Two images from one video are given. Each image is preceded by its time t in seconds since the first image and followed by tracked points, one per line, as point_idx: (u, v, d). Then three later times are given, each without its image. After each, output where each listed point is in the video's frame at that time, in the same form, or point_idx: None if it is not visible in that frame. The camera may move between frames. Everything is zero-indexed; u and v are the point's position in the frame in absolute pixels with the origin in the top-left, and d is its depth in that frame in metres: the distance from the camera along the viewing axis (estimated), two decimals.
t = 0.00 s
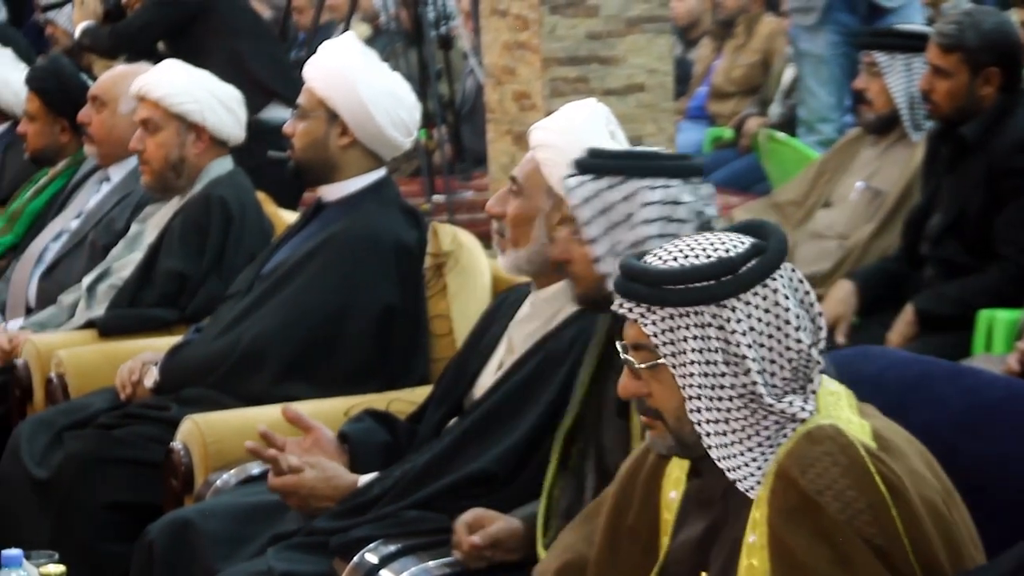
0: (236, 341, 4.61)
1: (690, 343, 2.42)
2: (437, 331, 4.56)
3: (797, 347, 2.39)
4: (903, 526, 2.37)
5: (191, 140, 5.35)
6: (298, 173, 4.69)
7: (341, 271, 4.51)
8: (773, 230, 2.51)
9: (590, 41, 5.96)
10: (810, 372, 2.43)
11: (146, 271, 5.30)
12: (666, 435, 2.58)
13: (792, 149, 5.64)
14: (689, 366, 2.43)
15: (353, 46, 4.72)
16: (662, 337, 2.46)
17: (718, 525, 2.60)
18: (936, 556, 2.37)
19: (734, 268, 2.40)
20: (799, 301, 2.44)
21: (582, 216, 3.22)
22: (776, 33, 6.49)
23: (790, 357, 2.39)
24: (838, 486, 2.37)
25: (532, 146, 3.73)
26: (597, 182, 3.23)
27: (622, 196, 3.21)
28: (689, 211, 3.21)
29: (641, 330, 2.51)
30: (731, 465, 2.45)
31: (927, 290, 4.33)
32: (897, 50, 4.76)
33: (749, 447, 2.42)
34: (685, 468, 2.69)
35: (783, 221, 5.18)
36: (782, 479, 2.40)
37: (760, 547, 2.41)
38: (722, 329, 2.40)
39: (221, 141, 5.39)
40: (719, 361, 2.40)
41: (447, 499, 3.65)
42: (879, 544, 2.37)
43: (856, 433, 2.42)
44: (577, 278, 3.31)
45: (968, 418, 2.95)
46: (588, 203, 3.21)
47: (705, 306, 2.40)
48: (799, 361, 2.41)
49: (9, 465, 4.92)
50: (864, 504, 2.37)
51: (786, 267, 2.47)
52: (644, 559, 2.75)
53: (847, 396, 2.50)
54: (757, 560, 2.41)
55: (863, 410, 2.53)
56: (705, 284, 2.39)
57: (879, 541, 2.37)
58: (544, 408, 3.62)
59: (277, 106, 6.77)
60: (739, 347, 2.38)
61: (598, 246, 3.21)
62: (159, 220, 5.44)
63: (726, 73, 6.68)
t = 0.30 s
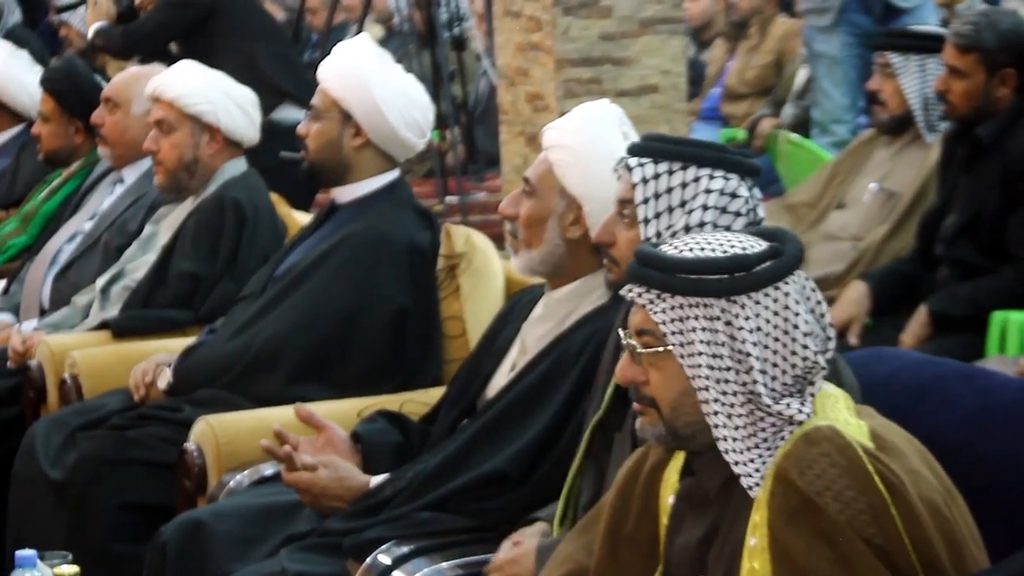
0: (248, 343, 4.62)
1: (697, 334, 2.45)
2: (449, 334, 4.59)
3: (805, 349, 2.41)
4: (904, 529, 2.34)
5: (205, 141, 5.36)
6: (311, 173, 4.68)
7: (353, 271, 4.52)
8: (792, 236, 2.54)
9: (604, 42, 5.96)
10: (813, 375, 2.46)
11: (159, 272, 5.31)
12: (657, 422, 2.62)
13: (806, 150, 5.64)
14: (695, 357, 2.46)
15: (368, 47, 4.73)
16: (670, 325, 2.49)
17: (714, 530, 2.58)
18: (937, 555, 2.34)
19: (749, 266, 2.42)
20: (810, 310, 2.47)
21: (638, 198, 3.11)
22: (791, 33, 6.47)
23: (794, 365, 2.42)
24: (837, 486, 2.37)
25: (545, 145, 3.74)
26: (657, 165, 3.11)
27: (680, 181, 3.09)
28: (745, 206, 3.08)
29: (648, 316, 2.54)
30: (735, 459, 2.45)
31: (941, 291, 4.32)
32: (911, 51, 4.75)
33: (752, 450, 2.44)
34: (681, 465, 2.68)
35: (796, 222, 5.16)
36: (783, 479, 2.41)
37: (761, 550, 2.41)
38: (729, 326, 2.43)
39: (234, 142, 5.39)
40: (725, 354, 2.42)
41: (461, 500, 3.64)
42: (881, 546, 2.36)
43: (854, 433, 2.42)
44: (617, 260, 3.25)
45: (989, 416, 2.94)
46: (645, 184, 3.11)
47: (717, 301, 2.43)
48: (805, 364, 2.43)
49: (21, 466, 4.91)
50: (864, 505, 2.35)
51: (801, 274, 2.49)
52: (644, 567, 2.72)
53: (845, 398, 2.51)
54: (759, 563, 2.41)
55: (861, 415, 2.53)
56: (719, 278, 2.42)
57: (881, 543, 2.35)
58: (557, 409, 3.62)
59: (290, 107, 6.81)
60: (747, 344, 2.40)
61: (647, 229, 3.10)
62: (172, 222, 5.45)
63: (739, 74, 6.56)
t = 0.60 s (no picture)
0: (265, 343, 4.63)
1: (763, 315, 2.44)
2: (465, 334, 4.63)
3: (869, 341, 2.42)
4: (944, 532, 2.37)
5: (220, 142, 5.37)
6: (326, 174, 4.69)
7: (371, 272, 4.53)
8: (861, 229, 2.55)
9: (618, 44, 5.96)
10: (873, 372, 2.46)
11: (175, 273, 5.32)
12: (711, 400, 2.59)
13: (817, 151, 5.62)
14: (757, 340, 2.45)
15: (383, 48, 4.74)
16: (733, 303, 2.48)
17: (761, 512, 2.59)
18: (973, 554, 2.37)
19: (820, 253, 2.44)
20: (877, 303, 2.48)
21: (643, 202, 3.15)
22: (805, 34, 6.44)
23: (853, 356, 2.42)
24: (884, 487, 2.36)
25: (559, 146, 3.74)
26: (661, 167, 3.16)
27: (683, 181, 3.14)
28: (750, 203, 3.12)
29: (712, 293, 2.53)
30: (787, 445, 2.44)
31: (957, 293, 4.31)
32: (926, 52, 4.75)
33: (806, 436, 2.43)
34: (734, 448, 2.67)
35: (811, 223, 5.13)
36: (829, 474, 2.39)
37: (803, 541, 2.41)
38: (791, 311, 2.44)
39: (249, 143, 5.40)
40: (789, 339, 2.42)
41: (476, 500, 3.66)
42: (920, 547, 2.36)
43: (906, 434, 2.42)
44: (629, 263, 3.23)
45: (997, 417, 2.93)
46: (648, 187, 3.15)
47: (785, 285, 2.44)
48: (867, 358, 2.43)
49: (38, 465, 4.93)
50: (908, 506, 2.36)
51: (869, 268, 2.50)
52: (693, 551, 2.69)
53: (900, 399, 2.51)
54: (800, 555, 2.40)
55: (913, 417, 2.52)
56: (789, 263, 2.43)
57: (921, 544, 2.36)
58: (573, 411, 3.63)
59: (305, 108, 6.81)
60: (812, 331, 2.41)
61: (653, 231, 3.15)
62: (188, 223, 5.46)
63: (753, 75, 6.55)
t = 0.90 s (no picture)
0: (279, 344, 4.65)
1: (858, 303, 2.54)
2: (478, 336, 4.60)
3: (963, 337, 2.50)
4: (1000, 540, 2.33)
5: (233, 144, 5.38)
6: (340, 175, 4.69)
7: (385, 274, 4.54)
8: (964, 224, 2.62)
9: (631, 44, 5.96)
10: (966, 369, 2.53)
11: (187, 274, 5.32)
12: (803, 386, 2.66)
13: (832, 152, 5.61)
14: (851, 327, 2.55)
15: (396, 50, 4.73)
16: (830, 289, 2.58)
17: (825, 496, 2.67)
18: None
19: (925, 245, 2.53)
20: (975, 302, 2.55)
21: (661, 204, 3.17)
22: (818, 35, 6.41)
23: (945, 349, 2.50)
24: (942, 488, 2.34)
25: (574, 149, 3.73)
26: (679, 170, 3.18)
27: (701, 185, 3.16)
28: (767, 208, 3.14)
29: (808, 277, 2.63)
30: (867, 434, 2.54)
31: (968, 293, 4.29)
32: (938, 52, 4.76)
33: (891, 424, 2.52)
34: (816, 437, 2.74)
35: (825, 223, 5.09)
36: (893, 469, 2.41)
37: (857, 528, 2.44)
38: (890, 302, 2.53)
39: (262, 145, 5.41)
40: (881, 328, 2.52)
41: (489, 502, 3.66)
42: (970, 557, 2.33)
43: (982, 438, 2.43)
44: (644, 264, 3.24)
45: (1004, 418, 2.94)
46: (666, 190, 3.17)
47: (883, 274, 2.53)
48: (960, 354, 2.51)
49: (51, 465, 4.95)
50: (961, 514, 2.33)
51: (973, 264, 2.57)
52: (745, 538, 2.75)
53: (992, 407, 2.52)
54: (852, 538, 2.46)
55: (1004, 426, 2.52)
56: (889, 254, 2.52)
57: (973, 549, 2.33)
58: (586, 413, 3.63)
59: (319, 110, 6.81)
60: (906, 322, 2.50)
61: (670, 234, 3.17)
62: (201, 224, 5.47)
63: (767, 76, 6.51)
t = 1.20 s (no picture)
0: (294, 347, 4.66)
1: (934, 305, 2.59)
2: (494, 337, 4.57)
3: None
4: None
5: (249, 146, 5.39)
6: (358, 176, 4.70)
7: (401, 277, 4.54)
8: None
9: (648, 46, 5.96)
10: None
11: (204, 274, 5.34)
12: (887, 383, 2.75)
13: (850, 155, 5.57)
14: (926, 326, 2.60)
15: (412, 52, 4.73)
16: (908, 289, 2.63)
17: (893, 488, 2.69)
18: None
19: (1002, 249, 2.56)
20: None
21: (673, 209, 3.18)
22: (835, 37, 6.41)
23: None
24: None
25: (593, 153, 3.72)
26: (691, 174, 3.17)
27: (713, 189, 3.15)
28: (779, 211, 3.12)
29: (892, 275, 2.69)
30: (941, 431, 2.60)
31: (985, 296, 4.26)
32: (954, 54, 4.71)
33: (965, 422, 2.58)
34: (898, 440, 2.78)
35: (841, 225, 5.08)
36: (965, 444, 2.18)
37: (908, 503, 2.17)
38: (965, 303, 2.57)
39: (278, 147, 5.42)
40: (955, 329, 2.57)
41: (504, 504, 3.66)
42: None
43: None
44: (655, 268, 3.27)
45: None
46: (678, 194, 3.18)
47: (960, 276, 2.58)
48: None
49: (68, 465, 4.96)
50: None
51: None
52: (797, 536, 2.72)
53: None
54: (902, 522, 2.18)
55: None
56: (966, 257, 2.56)
57: None
58: (603, 415, 3.63)
59: (334, 118, 6.88)
60: (980, 325, 2.55)
61: (682, 238, 3.17)
62: (218, 226, 5.49)
63: (783, 77, 6.50)
